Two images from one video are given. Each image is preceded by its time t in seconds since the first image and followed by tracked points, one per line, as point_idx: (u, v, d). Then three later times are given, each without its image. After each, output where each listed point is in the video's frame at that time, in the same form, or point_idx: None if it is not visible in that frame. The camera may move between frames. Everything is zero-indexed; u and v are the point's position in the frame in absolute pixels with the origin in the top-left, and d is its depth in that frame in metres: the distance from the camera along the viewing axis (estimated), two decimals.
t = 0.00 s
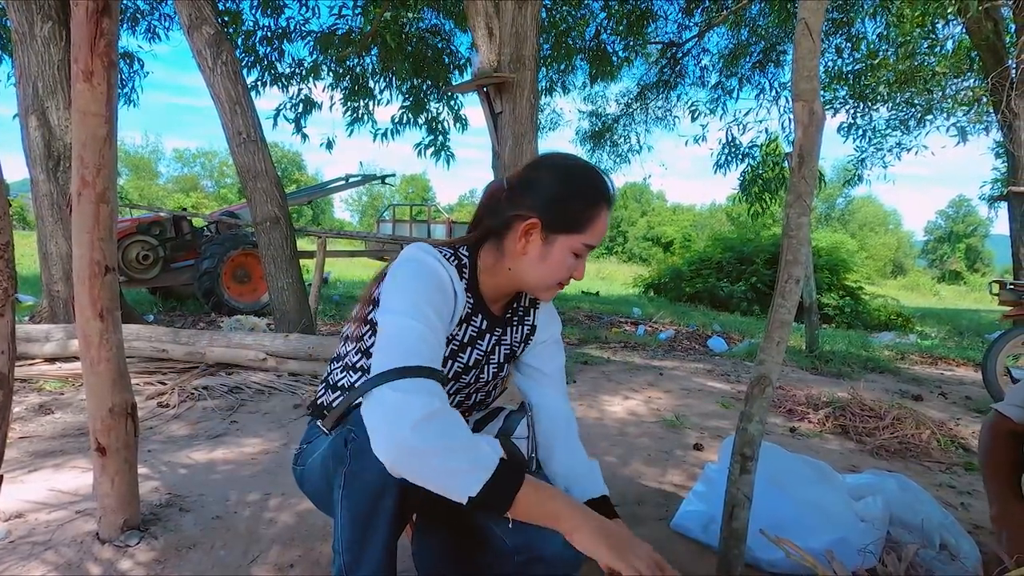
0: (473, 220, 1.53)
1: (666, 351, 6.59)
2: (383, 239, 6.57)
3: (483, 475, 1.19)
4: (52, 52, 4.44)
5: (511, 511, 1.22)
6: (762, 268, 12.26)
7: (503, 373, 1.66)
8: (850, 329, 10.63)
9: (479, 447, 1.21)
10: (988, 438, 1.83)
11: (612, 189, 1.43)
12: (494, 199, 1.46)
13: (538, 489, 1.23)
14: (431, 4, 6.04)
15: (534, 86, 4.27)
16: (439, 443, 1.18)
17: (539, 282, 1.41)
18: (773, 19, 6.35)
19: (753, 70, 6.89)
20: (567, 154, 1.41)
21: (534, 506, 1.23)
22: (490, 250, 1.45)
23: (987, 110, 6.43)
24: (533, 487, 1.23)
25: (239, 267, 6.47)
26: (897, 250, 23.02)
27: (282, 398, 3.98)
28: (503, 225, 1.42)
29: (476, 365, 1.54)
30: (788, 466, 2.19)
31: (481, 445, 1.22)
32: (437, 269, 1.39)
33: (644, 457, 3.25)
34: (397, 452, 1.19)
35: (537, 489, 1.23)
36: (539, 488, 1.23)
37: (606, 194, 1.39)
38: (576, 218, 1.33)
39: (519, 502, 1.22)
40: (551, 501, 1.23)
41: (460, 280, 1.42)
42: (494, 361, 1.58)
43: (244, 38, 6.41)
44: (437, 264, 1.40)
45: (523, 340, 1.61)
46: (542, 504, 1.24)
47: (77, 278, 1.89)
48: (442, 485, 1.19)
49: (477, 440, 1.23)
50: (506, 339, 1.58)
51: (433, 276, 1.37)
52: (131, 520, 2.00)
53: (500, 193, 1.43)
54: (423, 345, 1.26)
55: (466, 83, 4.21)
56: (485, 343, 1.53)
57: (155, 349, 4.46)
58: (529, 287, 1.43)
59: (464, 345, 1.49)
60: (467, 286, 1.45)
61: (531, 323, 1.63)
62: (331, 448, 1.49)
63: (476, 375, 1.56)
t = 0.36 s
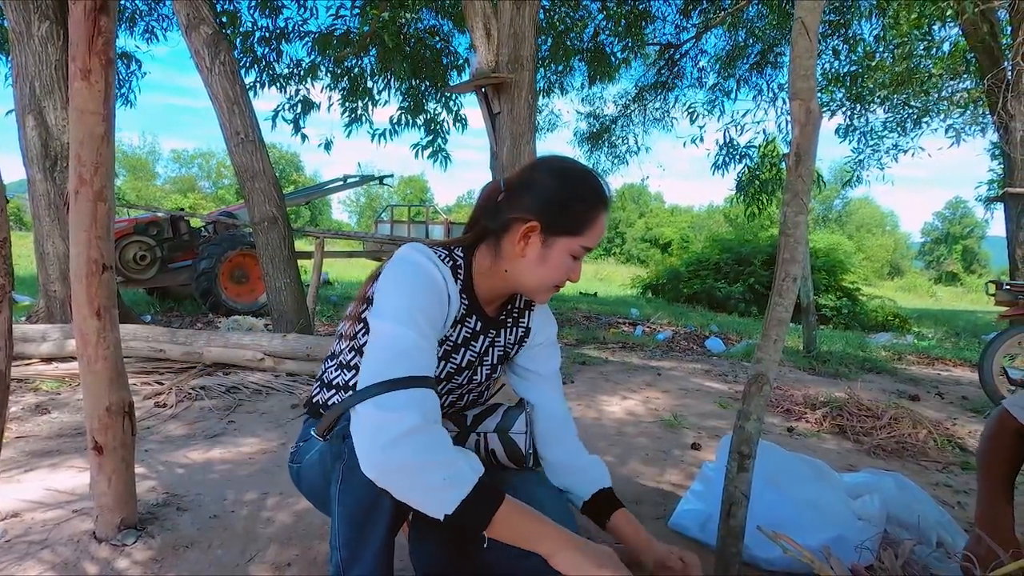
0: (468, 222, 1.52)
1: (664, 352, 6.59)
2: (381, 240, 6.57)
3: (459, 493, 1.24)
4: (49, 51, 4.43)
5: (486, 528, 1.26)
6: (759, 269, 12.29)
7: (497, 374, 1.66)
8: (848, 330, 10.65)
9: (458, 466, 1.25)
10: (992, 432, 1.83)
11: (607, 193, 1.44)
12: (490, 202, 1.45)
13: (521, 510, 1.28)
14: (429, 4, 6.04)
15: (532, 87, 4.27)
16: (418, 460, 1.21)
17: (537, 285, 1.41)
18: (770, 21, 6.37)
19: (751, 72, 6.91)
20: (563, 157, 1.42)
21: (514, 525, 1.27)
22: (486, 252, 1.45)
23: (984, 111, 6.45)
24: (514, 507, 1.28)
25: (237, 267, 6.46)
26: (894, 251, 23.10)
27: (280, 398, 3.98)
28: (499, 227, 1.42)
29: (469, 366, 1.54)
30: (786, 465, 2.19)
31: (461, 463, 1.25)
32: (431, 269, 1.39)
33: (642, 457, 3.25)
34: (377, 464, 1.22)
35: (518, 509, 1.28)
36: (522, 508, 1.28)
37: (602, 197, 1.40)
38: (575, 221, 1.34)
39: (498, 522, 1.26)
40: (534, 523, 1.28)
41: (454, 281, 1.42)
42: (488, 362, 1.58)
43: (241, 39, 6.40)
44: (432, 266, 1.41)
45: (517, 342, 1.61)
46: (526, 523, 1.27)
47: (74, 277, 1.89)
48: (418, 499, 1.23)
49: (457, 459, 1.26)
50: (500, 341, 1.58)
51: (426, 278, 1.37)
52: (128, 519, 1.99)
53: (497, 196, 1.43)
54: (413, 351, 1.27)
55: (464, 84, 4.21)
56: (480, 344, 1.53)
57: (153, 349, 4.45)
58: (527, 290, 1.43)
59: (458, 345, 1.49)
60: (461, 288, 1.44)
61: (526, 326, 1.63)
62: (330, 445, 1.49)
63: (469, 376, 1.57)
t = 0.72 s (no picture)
0: (460, 225, 1.55)
1: (661, 352, 6.60)
2: (379, 240, 6.56)
3: (402, 491, 1.15)
4: (46, 51, 4.42)
5: (426, 528, 1.16)
6: (757, 270, 12.31)
7: (490, 381, 1.66)
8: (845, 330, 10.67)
9: (402, 462, 1.17)
10: (998, 429, 1.83)
11: (594, 183, 1.43)
12: (477, 202, 1.48)
13: (469, 512, 1.18)
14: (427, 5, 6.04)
15: (530, 87, 4.27)
16: (357, 453, 1.16)
17: (526, 279, 1.40)
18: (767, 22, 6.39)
19: (749, 73, 6.93)
20: (545, 150, 1.42)
21: (458, 527, 1.17)
22: (474, 251, 1.46)
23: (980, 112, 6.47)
24: (462, 508, 1.18)
25: (234, 267, 6.45)
26: (891, 252, 23.16)
27: (277, 398, 3.97)
28: (485, 224, 1.44)
29: (458, 366, 1.54)
30: (784, 464, 2.20)
31: (405, 460, 1.17)
32: (414, 263, 1.40)
33: (639, 456, 3.25)
34: (322, 458, 1.19)
35: (468, 510, 1.18)
36: (471, 511, 1.18)
37: (586, 186, 1.39)
38: (555, 210, 1.34)
39: (441, 520, 1.16)
40: (482, 528, 1.17)
41: (441, 277, 1.43)
42: (480, 366, 1.58)
43: (239, 39, 6.40)
44: (412, 259, 1.41)
45: (509, 351, 1.60)
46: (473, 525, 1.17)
47: (71, 275, 1.88)
48: (363, 496, 1.17)
49: (403, 455, 1.18)
50: (492, 347, 1.58)
51: (403, 271, 1.37)
52: (126, 518, 1.99)
53: (481, 195, 1.45)
54: (378, 344, 1.27)
55: (462, 84, 4.22)
56: (469, 346, 1.53)
57: (151, 349, 4.45)
58: (517, 285, 1.42)
59: (446, 343, 1.50)
60: (450, 285, 1.45)
61: (520, 336, 1.61)
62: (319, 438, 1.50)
63: (457, 376, 1.57)
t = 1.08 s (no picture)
0: (450, 216, 1.56)
1: (659, 350, 6.61)
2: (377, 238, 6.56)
3: (400, 485, 1.15)
4: (42, 47, 4.40)
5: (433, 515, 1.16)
6: (755, 268, 12.33)
7: (486, 373, 1.66)
8: (843, 328, 10.70)
9: (397, 455, 1.16)
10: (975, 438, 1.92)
11: (582, 168, 1.43)
12: (466, 191, 1.48)
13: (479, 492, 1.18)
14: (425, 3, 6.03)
15: (528, 84, 4.27)
16: (351, 451, 1.16)
17: (516, 267, 1.40)
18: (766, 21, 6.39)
19: (747, 71, 6.93)
20: (533, 136, 1.42)
21: (469, 507, 1.17)
22: (464, 241, 1.47)
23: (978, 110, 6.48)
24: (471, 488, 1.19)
25: (232, 266, 6.44)
26: (889, 251, 23.23)
27: (275, 395, 3.97)
28: (474, 213, 1.44)
29: (453, 360, 1.54)
30: (781, 458, 2.21)
31: (399, 453, 1.16)
32: (404, 257, 1.40)
33: (637, 453, 3.25)
34: (319, 459, 1.19)
35: (477, 490, 1.19)
36: (480, 490, 1.18)
37: (574, 171, 1.39)
38: (543, 196, 1.34)
39: (448, 504, 1.16)
40: (492, 505, 1.17)
41: (432, 271, 1.43)
42: (476, 359, 1.58)
43: (237, 38, 6.38)
44: (402, 252, 1.41)
45: (505, 342, 1.60)
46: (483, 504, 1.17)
47: (68, 270, 1.87)
48: (364, 491, 1.17)
49: (398, 447, 1.17)
50: (488, 339, 1.58)
51: (394, 265, 1.38)
52: (123, 513, 1.99)
53: (470, 183, 1.45)
54: (372, 337, 1.27)
55: (460, 81, 4.21)
56: (464, 339, 1.53)
57: (148, 346, 4.44)
58: (507, 274, 1.42)
59: (440, 336, 1.50)
60: (443, 278, 1.45)
61: (516, 327, 1.62)
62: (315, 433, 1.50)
63: (453, 369, 1.57)
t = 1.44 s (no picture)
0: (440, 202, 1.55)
1: (657, 345, 6.62)
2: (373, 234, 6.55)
3: (415, 471, 1.18)
4: (37, 41, 4.38)
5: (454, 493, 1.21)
6: (752, 265, 12.35)
7: (480, 357, 1.66)
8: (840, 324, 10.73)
9: (409, 444, 1.18)
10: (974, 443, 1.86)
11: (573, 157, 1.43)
12: (456, 177, 1.48)
13: (493, 467, 1.22)
14: None
15: (525, 79, 4.27)
16: (364, 442, 1.18)
17: (504, 254, 1.40)
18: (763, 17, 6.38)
19: (745, 67, 6.93)
20: (525, 123, 1.42)
21: (486, 481, 1.21)
22: (454, 227, 1.46)
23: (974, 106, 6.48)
24: (487, 462, 1.22)
25: (229, 261, 6.41)
26: (885, 247, 23.30)
27: (272, 389, 3.97)
28: (464, 199, 1.44)
29: (450, 348, 1.54)
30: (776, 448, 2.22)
31: (412, 440, 1.18)
32: (398, 250, 1.40)
33: (634, 446, 3.26)
34: (333, 453, 1.22)
35: (491, 464, 1.22)
36: (495, 462, 1.23)
37: (564, 159, 1.39)
38: (532, 183, 1.34)
39: (468, 478, 1.20)
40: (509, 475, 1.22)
41: (427, 260, 1.43)
42: (471, 344, 1.58)
43: (233, 33, 6.35)
44: (398, 244, 1.40)
45: (500, 325, 1.61)
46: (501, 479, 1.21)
47: (62, 261, 1.87)
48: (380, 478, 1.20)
49: (410, 435, 1.19)
50: (482, 323, 1.58)
51: (390, 257, 1.37)
52: (119, 505, 1.98)
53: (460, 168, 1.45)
54: (373, 332, 1.26)
55: (457, 76, 4.19)
56: (460, 326, 1.53)
57: (144, 341, 4.43)
58: (496, 261, 1.42)
59: (436, 325, 1.49)
60: (437, 267, 1.45)
61: (508, 310, 1.62)
62: (315, 425, 1.45)
63: (450, 357, 1.57)
